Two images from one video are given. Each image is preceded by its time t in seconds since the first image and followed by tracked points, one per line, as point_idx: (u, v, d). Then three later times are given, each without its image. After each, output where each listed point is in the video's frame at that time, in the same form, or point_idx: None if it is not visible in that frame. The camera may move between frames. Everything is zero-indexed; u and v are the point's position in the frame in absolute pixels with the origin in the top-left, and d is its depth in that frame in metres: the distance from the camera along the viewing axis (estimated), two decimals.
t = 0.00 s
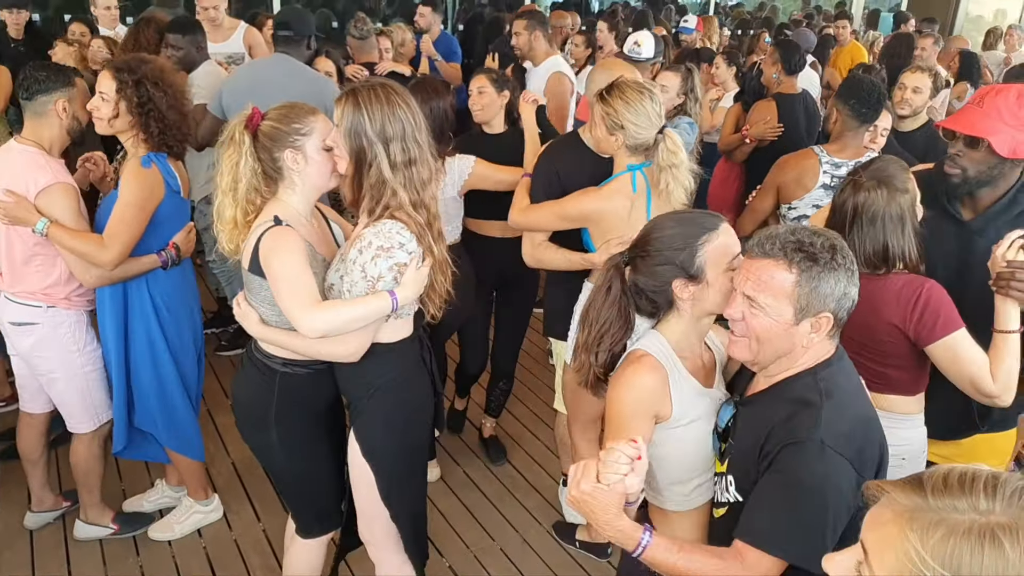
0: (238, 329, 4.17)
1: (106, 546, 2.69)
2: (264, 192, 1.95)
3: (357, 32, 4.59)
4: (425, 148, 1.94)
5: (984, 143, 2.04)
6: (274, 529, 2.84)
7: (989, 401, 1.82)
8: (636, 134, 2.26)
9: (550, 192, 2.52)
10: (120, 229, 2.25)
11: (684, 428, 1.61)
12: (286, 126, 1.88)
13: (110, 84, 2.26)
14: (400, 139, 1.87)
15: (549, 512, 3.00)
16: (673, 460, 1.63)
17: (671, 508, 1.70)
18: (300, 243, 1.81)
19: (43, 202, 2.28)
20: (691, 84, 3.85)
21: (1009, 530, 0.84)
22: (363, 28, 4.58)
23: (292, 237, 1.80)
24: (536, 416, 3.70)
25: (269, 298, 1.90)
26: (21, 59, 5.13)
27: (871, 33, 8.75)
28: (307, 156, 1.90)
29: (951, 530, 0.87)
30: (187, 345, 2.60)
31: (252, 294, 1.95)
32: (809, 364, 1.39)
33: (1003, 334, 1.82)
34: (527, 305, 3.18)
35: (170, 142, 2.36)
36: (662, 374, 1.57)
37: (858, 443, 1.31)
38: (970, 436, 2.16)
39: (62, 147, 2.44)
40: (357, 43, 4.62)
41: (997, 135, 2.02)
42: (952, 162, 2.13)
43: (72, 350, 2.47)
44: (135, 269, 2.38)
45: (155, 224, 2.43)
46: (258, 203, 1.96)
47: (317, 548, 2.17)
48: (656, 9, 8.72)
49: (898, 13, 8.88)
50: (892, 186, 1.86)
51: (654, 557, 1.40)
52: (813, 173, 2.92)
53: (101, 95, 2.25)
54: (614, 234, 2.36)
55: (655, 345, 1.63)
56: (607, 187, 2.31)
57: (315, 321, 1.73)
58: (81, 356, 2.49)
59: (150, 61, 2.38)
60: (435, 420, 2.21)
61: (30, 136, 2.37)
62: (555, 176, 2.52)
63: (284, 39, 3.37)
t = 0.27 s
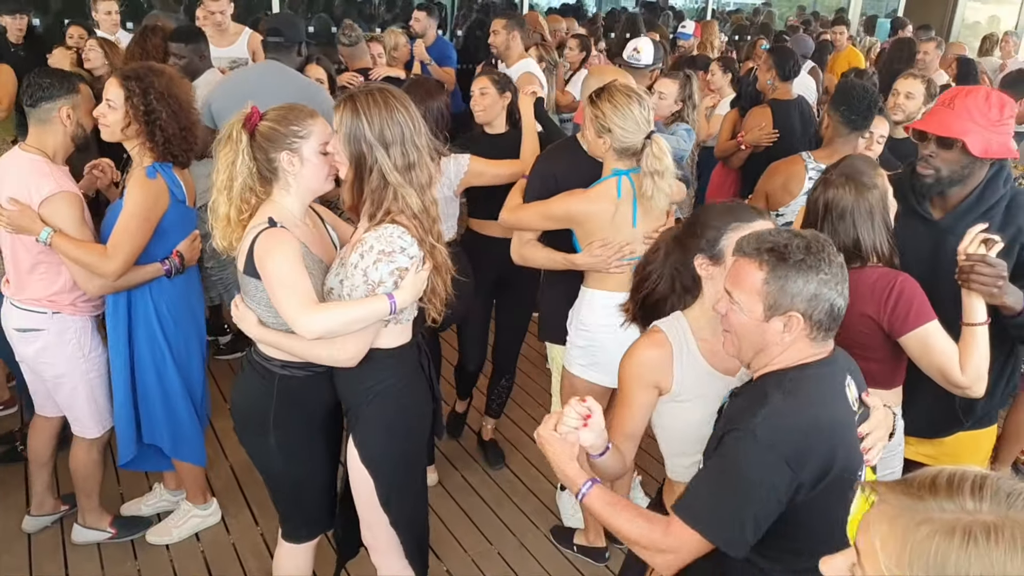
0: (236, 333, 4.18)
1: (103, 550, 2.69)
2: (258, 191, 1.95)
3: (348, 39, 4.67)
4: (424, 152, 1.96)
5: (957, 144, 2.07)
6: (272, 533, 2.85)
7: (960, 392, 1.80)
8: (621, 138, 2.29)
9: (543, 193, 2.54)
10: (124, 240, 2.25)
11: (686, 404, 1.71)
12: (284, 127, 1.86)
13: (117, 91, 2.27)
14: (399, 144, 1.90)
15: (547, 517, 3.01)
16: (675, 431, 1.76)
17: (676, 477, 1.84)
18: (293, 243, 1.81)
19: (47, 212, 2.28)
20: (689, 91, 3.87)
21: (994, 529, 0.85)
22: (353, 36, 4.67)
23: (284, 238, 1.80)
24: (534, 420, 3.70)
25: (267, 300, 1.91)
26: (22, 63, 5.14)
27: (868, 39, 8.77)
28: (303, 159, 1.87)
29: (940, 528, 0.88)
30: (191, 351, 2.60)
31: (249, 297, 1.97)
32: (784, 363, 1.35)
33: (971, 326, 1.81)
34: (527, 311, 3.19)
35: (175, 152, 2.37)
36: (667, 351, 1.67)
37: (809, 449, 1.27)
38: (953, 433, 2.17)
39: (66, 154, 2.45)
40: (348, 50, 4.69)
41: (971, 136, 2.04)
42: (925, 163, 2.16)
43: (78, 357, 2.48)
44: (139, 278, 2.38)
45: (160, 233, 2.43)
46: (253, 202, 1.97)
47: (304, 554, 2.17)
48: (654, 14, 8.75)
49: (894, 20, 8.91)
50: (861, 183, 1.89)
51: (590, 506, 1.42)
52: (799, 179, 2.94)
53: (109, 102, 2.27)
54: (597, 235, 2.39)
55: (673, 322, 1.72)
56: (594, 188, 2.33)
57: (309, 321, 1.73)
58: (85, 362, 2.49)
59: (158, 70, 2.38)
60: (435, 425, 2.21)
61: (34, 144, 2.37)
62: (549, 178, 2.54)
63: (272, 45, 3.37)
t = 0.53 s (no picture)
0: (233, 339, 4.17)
1: (101, 558, 2.68)
2: (252, 196, 1.99)
3: (342, 46, 4.67)
4: (419, 158, 1.95)
5: (930, 147, 2.07)
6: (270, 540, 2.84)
7: (930, 387, 1.78)
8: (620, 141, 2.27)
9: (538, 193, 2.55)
10: (125, 252, 2.24)
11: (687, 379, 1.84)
12: (277, 133, 1.90)
13: (119, 101, 2.28)
14: (394, 149, 1.89)
15: (545, 522, 3.00)
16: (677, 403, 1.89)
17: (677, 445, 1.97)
18: (285, 245, 1.82)
19: (48, 224, 2.28)
20: (685, 97, 3.86)
21: (991, 531, 0.85)
22: (348, 42, 4.67)
23: (274, 241, 1.81)
24: (532, 425, 3.70)
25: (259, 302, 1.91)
26: (21, 70, 5.15)
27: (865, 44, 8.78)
28: (295, 164, 1.91)
29: (937, 529, 0.88)
30: (192, 360, 2.58)
31: (245, 299, 1.96)
32: (748, 351, 1.39)
33: (944, 323, 1.80)
34: (524, 316, 3.19)
35: (176, 162, 2.36)
36: (678, 323, 1.81)
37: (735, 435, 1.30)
38: (936, 433, 2.16)
39: (66, 165, 2.45)
40: (343, 56, 4.68)
41: (943, 139, 2.05)
42: (899, 166, 2.15)
43: (81, 366, 2.47)
44: (140, 289, 2.37)
45: (160, 244, 2.43)
46: (246, 207, 2.00)
47: (300, 558, 2.17)
48: (650, 19, 8.76)
49: (891, 24, 8.93)
50: (835, 182, 1.92)
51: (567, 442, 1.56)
52: (779, 178, 2.97)
53: (110, 112, 2.28)
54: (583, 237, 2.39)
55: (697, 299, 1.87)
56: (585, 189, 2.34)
57: (301, 322, 1.74)
58: (87, 372, 2.49)
59: (160, 80, 2.39)
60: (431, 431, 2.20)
61: (34, 154, 2.38)
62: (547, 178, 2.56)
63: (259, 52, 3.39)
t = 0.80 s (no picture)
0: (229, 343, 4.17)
1: (97, 563, 2.68)
2: (247, 199, 2.01)
3: (345, 48, 4.63)
4: (414, 161, 1.95)
5: (909, 147, 2.07)
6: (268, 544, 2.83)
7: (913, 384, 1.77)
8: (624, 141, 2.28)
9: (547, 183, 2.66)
10: (123, 261, 2.24)
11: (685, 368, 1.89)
12: (269, 137, 1.89)
13: (117, 107, 2.28)
14: (387, 153, 1.89)
15: (543, 525, 3.00)
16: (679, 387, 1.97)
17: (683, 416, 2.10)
18: (274, 246, 1.83)
19: (46, 232, 2.28)
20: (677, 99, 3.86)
21: (989, 535, 0.84)
22: (350, 44, 4.62)
23: (264, 241, 1.82)
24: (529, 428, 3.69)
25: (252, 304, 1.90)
26: (18, 74, 5.15)
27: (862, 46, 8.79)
28: (287, 168, 1.91)
29: (938, 532, 0.87)
30: (193, 362, 2.57)
31: (239, 304, 1.96)
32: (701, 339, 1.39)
33: (928, 321, 1.77)
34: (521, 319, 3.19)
35: (174, 169, 2.34)
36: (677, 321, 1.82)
37: (656, 407, 1.31)
38: (922, 434, 2.15)
39: (66, 171, 2.45)
40: (346, 59, 4.65)
41: (923, 139, 2.04)
42: (881, 167, 2.16)
43: (76, 372, 2.48)
44: (138, 297, 2.36)
45: (159, 251, 2.42)
46: (241, 209, 2.03)
47: (298, 562, 2.17)
48: (648, 22, 8.77)
49: (888, 26, 8.93)
50: (817, 184, 1.94)
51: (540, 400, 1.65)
52: (762, 173, 3.02)
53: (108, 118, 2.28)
54: (581, 234, 2.41)
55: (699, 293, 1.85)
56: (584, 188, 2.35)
57: (286, 315, 1.74)
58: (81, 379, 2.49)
59: (160, 87, 2.39)
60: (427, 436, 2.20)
61: (33, 161, 2.38)
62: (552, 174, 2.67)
63: (244, 55, 3.37)
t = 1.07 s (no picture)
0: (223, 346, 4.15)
1: (92, 569, 2.66)
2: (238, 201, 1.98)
3: (351, 48, 4.58)
4: (403, 162, 1.94)
5: (903, 144, 2.05)
6: (263, 548, 2.82)
7: (908, 383, 1.77)
8: (621, 140, 2.27)
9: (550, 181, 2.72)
10: (114, 265, 2.23)
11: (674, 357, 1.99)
12: (258, 139, 1.89)
13: (107, 109, 2.27)
14: (376, 156, 1.88)
15: (539, 526, 2.99)
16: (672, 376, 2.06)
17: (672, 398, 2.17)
18: (263, 249, 1.82)
19: (36, 236, 2.27)
20: (665, 97, 3.92)
21: (981, 536, 0.84)
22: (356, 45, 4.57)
23: (253, 244, 1.81)
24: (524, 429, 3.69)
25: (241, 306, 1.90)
26: (10, 76, 5.12)
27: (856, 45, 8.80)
28: (276, 169, 1.90)
29: (931, 532, 0.87)
30: (186, 369, 2.55)
31: (230, 306, 1.96)
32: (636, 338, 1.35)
33: (917, 319, 1.77)
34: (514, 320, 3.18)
35: (165, 171, 2.33)
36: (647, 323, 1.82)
37: (579, 394, 1.31)
38: (913, 434, 2.16)
39: (55, 175, 2.44)
40: (351, 58, 4.61)
41: (916, 136, 2.02)
42: (874, 164, 2.13)
43: (69, 377, 2.47)
44: (128, 301, 2.35)
45: (151, 254, 2.41)
46: (232, 212, 2.00)
47: (296, 567, 2.15)
48: (643, 22, 8.78)
49: (881, 26, 8.95)
50: (808, 185, 1.94)
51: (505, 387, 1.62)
52: (746, 168, 3.07)
53: (98, 120, 2.26)
54: (584, 233, 2.41)
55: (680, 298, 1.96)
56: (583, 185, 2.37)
57: (275, 323, 1.74)
58: (75, 381, 2.48)
59: (149, 87, 2.37)
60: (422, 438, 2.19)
61: (22, 164, 2.36)
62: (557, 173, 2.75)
63: (230, 57, 3.31)
